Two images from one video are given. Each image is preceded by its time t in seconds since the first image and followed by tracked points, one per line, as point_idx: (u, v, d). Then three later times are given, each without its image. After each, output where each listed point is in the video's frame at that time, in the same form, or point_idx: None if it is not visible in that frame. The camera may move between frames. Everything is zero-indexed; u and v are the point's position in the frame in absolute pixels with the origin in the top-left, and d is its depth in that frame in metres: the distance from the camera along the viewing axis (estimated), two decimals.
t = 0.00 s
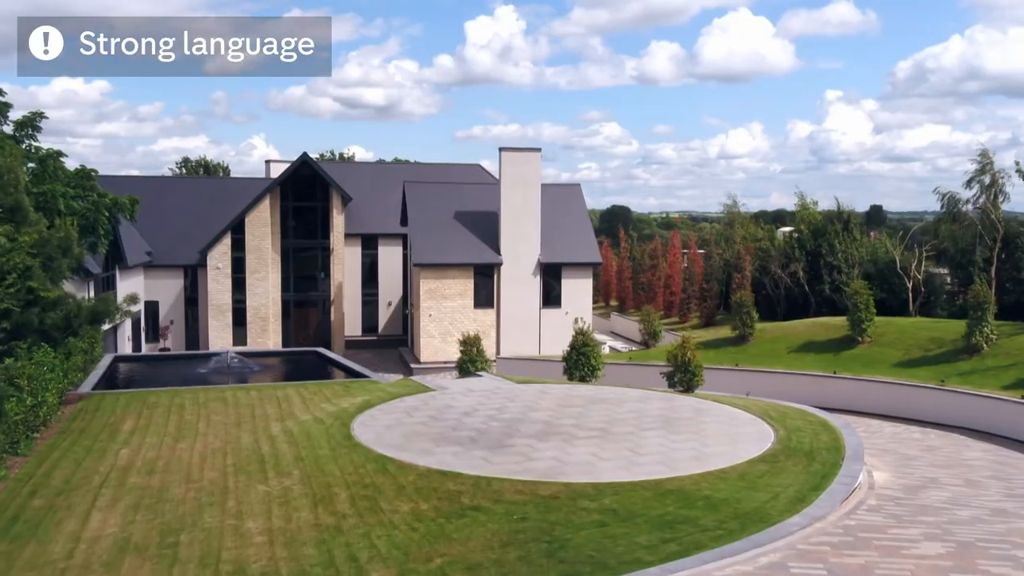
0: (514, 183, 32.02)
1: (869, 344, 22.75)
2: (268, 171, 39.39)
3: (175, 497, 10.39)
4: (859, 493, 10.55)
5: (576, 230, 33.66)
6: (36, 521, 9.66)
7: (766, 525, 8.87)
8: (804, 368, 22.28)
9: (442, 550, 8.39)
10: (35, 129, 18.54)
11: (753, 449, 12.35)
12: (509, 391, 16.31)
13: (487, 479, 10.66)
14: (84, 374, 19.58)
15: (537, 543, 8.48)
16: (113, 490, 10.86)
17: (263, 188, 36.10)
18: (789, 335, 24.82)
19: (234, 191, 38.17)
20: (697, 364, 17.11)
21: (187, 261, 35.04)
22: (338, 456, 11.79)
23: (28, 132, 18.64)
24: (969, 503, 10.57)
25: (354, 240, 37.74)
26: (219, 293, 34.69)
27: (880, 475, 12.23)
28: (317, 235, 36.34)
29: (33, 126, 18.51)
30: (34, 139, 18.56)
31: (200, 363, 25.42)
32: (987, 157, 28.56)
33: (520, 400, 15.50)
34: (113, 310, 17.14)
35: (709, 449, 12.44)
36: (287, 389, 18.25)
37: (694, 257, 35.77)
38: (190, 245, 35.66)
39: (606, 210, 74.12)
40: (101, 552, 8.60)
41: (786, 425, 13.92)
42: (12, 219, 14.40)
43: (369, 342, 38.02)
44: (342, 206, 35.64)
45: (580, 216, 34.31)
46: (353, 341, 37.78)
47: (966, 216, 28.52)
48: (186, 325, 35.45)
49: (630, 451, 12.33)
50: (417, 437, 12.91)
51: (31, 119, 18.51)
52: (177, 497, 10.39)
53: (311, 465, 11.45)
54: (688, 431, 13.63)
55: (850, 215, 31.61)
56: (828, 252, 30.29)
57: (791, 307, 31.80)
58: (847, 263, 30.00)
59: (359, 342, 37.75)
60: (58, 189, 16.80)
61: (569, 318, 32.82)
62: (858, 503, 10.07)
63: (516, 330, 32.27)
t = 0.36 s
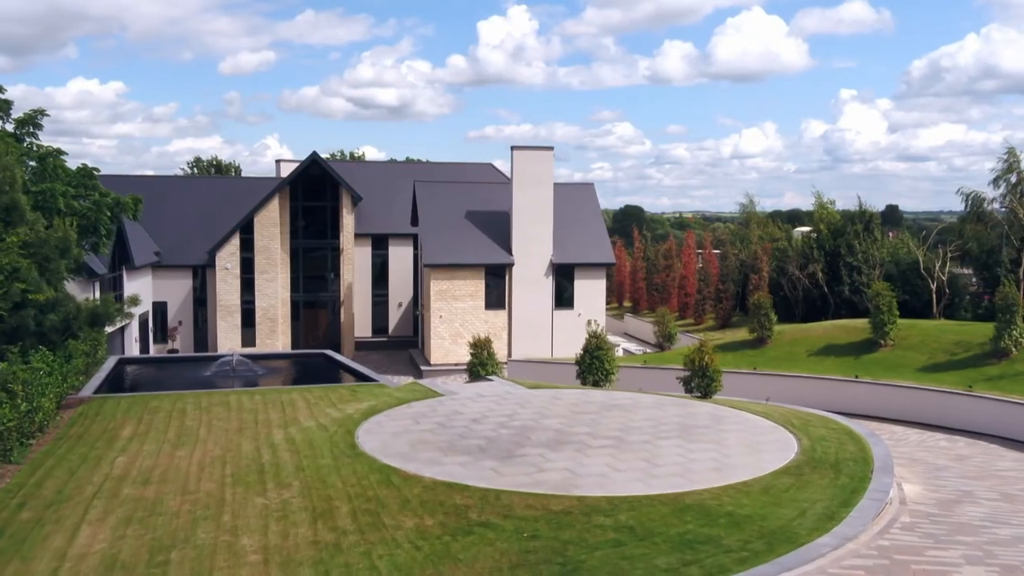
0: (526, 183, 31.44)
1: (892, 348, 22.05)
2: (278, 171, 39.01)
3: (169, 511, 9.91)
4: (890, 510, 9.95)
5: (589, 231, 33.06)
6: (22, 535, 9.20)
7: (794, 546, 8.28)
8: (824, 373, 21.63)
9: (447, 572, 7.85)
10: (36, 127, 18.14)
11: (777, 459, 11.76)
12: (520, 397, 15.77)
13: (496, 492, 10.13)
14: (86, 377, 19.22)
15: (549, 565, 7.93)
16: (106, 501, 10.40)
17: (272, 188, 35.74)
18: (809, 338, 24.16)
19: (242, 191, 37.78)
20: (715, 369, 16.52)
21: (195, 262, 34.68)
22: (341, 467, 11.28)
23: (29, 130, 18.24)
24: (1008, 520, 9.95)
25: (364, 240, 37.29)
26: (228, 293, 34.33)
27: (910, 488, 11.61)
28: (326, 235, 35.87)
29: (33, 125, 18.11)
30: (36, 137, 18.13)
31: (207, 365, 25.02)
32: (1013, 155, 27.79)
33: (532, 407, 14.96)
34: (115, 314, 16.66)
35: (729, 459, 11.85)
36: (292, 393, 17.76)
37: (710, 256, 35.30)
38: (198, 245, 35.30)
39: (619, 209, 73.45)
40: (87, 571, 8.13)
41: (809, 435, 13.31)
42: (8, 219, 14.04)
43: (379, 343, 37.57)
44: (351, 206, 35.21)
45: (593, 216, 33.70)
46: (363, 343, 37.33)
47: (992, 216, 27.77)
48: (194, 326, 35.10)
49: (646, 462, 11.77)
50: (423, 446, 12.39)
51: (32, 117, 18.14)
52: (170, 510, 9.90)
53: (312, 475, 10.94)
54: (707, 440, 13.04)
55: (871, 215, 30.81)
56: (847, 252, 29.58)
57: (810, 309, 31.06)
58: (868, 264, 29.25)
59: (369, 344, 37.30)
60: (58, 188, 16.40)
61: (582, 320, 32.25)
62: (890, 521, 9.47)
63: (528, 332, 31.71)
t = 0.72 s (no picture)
0: (538, 182, 30.88)
1: (916, 352, 21.36)
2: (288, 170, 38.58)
3: (160, 526, 9.40)
4: (926, 529, 9.32)
5: (602, 230, 32.44)
6: (4, 552, 8.71)
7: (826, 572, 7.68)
8: (846, 377, 20.96)
9: None
10: (36, 125, 17.77)
11: (802, 472, 11.14)
12: (531, 403, 15.19)
13: (505, 508, 9.57)
14: (88, 381, 18.82)
15: None
16: (95, 516, 9.89)
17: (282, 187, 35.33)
18: (830, 341, 23.46)
19: (252, 191, 37.38)
20: (735, 374, 15.87)
21: (204, 262, 34.31)
22: (342, 479, 10.75)
23: (29, 128, 17.86)
24: None
25: (375, 240, 36.82)
26: (236, 295, 33.93)
27: (944, 503, 10.96)
28: (336, 235, 35.50)
29: (35, 123, 17.76)
30: (37, 135, 17.72)
31: (214, 368, 24.58)
32: None
33: (544, 414, 14.38)
34: (114, 318, 16.12)
35: (752, 472, 11.24)
36: (297, 398, 17.25)
37: (726, 257, 34.49)
38: (207, 245, 34.92)
39: (633, 209, 72.72)
40: None
41: (835, 445, 12.67)
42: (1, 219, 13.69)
43: (390, 344, 37.09)
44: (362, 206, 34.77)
45: (607, 215, 33.09)
46: (373, 344, 36.86)
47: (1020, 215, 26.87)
48: (203, 327, 34.72)
49: (664, 474, 11.17)
50: (430, 456, 11.83)
51: (32, 115, 17.79)
52: (161, 526, 9.40)
53: (311, 488, 10.40)
54: (727, 450, 12.42)
55: (893, 214, 30.08)
56: (869, 253, 28.87)
57: (829, 311, 30.47)
58: (890, 265, 28.51)
59: (379, 345, 36.83)
60: (56, 187, 16.02)
61: (596, 322, 31.64)
62: (926, 542, 8.84)
63: (540, 334, 31.14)
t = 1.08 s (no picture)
0: (550, 182, 30.28)
1: (942, 358, 20.62)
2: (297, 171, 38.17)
3: (149, 546, 8.87)
4: (966, 555, 8.67)
5: (616, 231, 31.81)
6: None
7: None
8: (868, 383, 20.26)
9: None
10: (35, 123, 17.45)
11: (828, 489, 10.51)
12: (542, 412, 14.61)
13: (514, 528, 9.00)
14: (88, 386, 18.42)
15: None
16: (82, 533, 9.37)
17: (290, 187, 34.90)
18: (851, 345, 22.74)
19: (261, 191, 36.98)
20: (755, 382, 15.24)
21: (212, 264, 33.92)
22: (342, 494, 10.19)
23: (28, 126, 17.51)
24: None
25: (385, 241, 36.31)
26: (245, 296, 33.52)
27: (982, 523, 10.30)
28: (346, 236, 35.03)
29: (35, 123, 17.44)
30: (37, 134, 17.34)
31: (219, 372, 24.13)
32: None
33: (555, 423, 13.79)
34: (110, 322, 15.66)
35: (776, 488, 10.62)
36: (301, 405, 16.73)
37: (741, 258, 33.76)
38: (215, 246, 34.54)
39: (647, 209, 71.99)
40: None
41: (862, 459, 12.02)
42: None
43: (400, 346, 36.60)
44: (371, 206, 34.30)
45: (620, 216, 32.46)
46: (383, 346, 36.37)
47: None
48: (211, 329, 34.33)
49: (682, 490, 10.56)
50: (436, 470, 11.28)
51: (31, 113, 17.49)
52: (150, 546, 8.87)
53: (310, 505, 9.87)
54: (749, 463, 11.79)
55: (915, 215, 29.34)
56: (890, 254, 28.17)
57: (849, 314, 29.83)
58: (912, 267, 27.76)
59: (389, 348, 36.33)
60: (54, 189, 15.79)
61: (609, 324, 31.00)
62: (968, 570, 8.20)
63: (552, 337, 30.55)
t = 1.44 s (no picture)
0: (563, 182, 29.65)
1: (969, 364, 19.88)
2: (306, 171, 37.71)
3: (131, 571, 8.33)
4: None
5: (630, 232, 31.15)
6: None
7: None
8: (893, 391, 19.52)
9: None
10: (33, 122, 16.95)
11: (858, 510, 9.85)
12: (553, 422, 13.99)
13: (521, 553, 8.40)
14: (87, 392, 17.98)
15: None
16: (62, 556, 8.83)
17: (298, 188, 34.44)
18: (873, 351, 21.98)
19: (269, 191, 36.54)
20: (776, 392, 14.53)
21: (219, 265, 33.48)
22: (340, 514, 9.62)
23: (25, 125, 17.00)
24: None
25: (394, 242, 35.77)
26: (252, 298, 33.06)
27: None
28: (355, 237, 34.53)
29: (32, 122, 17.00)
30: (34, 133, 16.87)
31: (224, 376, 23.63)
32: None
33: (567, 435, 13.17)
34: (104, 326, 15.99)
35: (801, 508, 9.97)
36: (304, 413, 16.18)
37: (757, 259, 33.05)
38: (223, 247, 34.11)
39: (660, 210, 71.07)
40: None
41: (893, 476, 11.34)
42: None
43: (410, 349, 36.07)
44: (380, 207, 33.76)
45: (634, 216, 31.79)
46: (393, 349, 35.86)
47: None
48: (219, 331, 33.91)
49: (702, 509, 9.93)
50: (440, 486, 10.69)
51: (29, 112, 16.95)
52: (132, 571, 8.32)
53: (305, 526, 9.30)
54: (772, 479, 11.14)
55: (938, 215, 28.53)
56: (913, 256, 27.42)
57: (869, 317, 29.05)
58: (935, 269, 26.97)
59: (399, 350, 35.81)
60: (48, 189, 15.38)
61: (622, 327, 30.32)
62: None
63: (565, 340, 29.92)
